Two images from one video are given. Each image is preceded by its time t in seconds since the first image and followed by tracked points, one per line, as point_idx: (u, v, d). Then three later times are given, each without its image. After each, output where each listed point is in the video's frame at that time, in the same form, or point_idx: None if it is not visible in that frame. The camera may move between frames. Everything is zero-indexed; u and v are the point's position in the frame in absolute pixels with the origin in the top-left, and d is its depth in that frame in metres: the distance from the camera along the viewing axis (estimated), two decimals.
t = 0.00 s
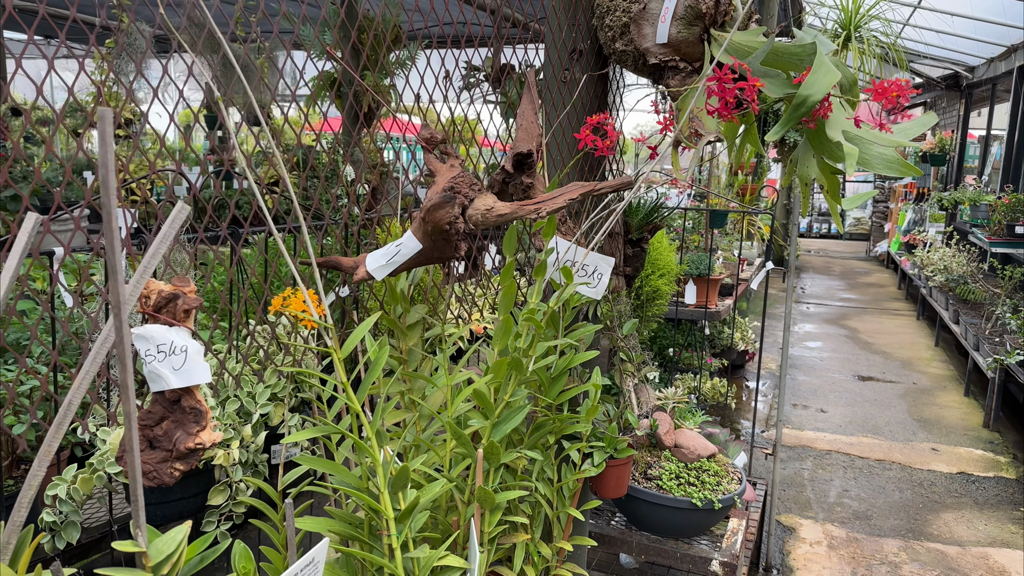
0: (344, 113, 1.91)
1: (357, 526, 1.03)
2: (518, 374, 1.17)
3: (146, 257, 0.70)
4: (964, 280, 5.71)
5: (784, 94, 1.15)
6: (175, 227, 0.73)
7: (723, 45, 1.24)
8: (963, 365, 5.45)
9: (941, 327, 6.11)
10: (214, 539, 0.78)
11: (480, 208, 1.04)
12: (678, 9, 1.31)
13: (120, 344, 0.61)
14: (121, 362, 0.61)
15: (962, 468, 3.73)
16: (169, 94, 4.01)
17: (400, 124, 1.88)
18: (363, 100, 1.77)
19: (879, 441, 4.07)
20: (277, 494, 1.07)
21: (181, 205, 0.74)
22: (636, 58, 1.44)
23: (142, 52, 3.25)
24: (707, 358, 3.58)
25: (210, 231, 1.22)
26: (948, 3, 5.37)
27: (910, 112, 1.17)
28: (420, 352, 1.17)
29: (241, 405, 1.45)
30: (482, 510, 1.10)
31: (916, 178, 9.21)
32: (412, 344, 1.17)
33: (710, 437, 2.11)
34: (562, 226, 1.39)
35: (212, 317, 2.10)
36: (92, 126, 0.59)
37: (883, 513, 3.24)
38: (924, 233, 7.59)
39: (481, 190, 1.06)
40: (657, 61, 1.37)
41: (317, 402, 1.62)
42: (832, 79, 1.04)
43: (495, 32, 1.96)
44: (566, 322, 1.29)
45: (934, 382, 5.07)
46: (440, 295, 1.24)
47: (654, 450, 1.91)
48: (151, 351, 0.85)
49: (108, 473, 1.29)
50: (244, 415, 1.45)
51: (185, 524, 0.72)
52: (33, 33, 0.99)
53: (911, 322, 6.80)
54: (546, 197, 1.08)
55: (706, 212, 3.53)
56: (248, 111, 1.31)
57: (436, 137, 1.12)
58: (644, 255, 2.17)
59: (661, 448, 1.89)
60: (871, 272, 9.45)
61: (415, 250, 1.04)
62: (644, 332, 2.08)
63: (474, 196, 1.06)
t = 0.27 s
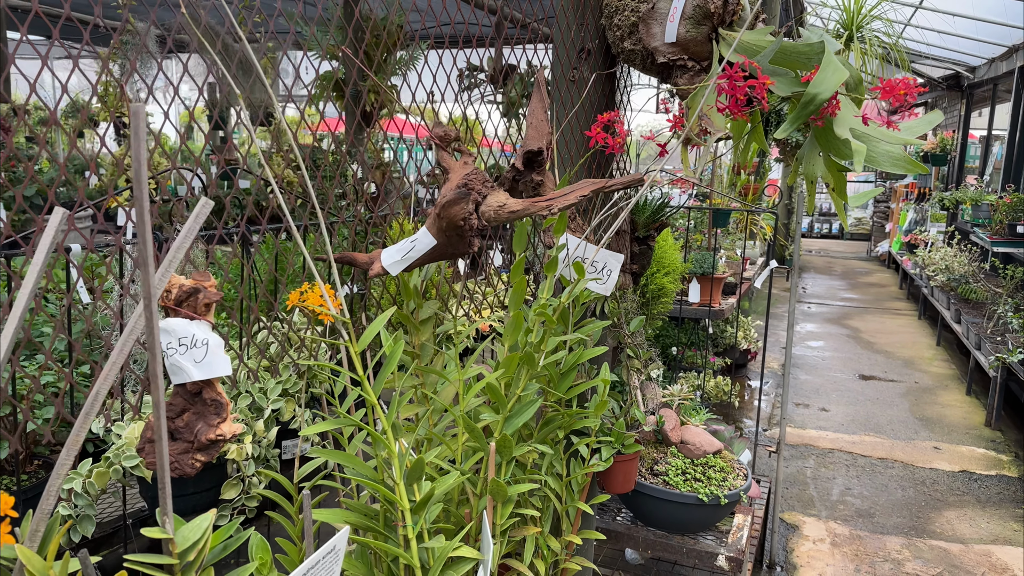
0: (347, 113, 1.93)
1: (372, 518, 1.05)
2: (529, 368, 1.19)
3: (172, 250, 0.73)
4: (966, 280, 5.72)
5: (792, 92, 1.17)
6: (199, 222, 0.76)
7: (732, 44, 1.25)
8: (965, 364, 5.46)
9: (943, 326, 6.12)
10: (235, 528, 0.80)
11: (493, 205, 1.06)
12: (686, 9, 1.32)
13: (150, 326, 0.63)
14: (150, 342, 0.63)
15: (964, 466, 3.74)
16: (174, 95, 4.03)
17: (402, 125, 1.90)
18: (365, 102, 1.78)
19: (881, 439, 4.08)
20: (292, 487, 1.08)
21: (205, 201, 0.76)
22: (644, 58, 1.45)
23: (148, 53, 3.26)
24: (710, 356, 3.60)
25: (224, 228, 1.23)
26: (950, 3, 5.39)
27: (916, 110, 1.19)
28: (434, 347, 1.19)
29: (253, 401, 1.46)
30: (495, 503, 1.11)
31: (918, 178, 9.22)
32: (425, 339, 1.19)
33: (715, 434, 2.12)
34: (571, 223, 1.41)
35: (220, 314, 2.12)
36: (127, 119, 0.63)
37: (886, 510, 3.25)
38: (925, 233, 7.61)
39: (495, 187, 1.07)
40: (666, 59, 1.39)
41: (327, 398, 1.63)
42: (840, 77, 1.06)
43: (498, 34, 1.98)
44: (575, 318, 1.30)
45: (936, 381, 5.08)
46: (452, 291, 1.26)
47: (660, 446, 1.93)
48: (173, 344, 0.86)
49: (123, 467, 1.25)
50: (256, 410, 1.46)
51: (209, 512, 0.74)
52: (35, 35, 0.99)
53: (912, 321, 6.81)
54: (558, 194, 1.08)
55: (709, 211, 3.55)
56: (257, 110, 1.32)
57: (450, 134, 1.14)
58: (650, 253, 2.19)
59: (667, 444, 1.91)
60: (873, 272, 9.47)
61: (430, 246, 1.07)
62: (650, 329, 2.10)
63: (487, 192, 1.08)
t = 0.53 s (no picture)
0: (355, 112, 1.94)
1: (387, 509, 1.06)
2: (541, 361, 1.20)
3: (192, 241, 0.74)
4: (973, 279, 5.70)
5: (802, 88, 1.17)
6: (218, 215, 0.77)
7: (743, 40, 1.26)
8: (972, 364, 5.45)
9: (950, 326, 6.11)
10: (253, 517, 0.81)
11: (505, 199, 1.07)
12: (697, 5, 1.33)
13: (172, 309, 0.64)
14: (172, 323, 0.63)
15: (972, 465, 3.73)
16: (181, 95, 4.06)
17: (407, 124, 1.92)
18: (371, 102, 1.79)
19: (888, 438, 4.07)
20: (307, 480, 1.09)
21: (225, 194, 0.77)
22: (655, 54, 1.46)
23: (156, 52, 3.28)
24: (717, 355, 3.60)
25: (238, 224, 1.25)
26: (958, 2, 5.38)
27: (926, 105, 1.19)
28: (445, 341, 1.20)
29: (266, 395, 1.45)
30: (507, 495, 1.12)
31: (924, 177, 9.20)
32: (437, 334, 1.20)
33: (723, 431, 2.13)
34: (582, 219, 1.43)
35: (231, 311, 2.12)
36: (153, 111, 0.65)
37: (893, 509, 3.25)
38: (932, 233, 7.58)
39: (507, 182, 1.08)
40: (676, 56, 1.40)
41: (338, 393, 1.64)
42: (851, 72, 1.07)
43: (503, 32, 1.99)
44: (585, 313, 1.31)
45: (943, 381, 5.07)
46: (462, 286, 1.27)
47: (668, 442, 1.94)
48: (192, 336, 0.87)
49: (139, 460, 1.26)
50: (269, 405, 1.46)
51: (230, 500, 0.75)
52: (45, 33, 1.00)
53: (919, 321, 6.79)
54: (570, 188, 1.08)
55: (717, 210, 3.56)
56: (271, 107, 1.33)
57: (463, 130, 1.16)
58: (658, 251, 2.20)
59: (676, 441, 1.92)
60: (879, 271, 9.45)
61: (443, 240, 1.08)
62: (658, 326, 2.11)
63: (500, 186, 1.09)
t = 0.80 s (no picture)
0: (365, 111, 1.96)
1: (399, 502, 1.06)
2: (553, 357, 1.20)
3: (210, 235, 0.75)
4: (986, 280, 5.66)
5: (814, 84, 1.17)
6: (235, 209, 0.78)
7: (755, 37, 1.26)
8: (984, 365, 5.41)
9: (962, 327, 6.07)
10: (269, 508, 0.82)
11: (517, 195, 1.07)
12: (709, 2, 1.34)
13: (191, 299, 0.65)
14: (191, 312, 0.64)
15: (984, 466, 3.71)
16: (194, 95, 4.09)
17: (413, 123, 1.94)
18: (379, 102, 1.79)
19: (900, 439, 4.05)
20: (320, 473, 1.10)
21: (242, 188, 0.78)
22: (666, 51, 1.47)
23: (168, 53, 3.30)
24: (727, 354, 3.59)
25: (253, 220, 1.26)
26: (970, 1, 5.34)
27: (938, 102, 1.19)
28: (457, 336, 1.21)
29: (278, 390, 1.45)
30: (518, 490, 1.13)
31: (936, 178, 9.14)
32: (449, 329, 1.21)
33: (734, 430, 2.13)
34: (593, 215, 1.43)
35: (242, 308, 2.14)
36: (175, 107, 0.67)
37: (904, 510, 3.23)
38: (944, 233, 7.54)
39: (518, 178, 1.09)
40: (688, 52, 1.40)
41: (350, 390, 1.65)
42: (864, 67, 1.07)
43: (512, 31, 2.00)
44: (597, 308, 1.31)
45: (955, 382, 5.04)
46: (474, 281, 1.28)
47: (679, 440, 1.93)
48: (209, 329, 0.89)
49: (155, 454, 1.27)
50: (282, 400, 1.47)
51: (246, 490, 0.77)
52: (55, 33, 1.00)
53: (930, 322, 6.75)
54: (581, 184, 1.08)
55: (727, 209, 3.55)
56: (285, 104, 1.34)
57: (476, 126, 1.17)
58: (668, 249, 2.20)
59: (686, 438, 1.92)
60: (890, 272, 9.39)
61: (455, 235, 1.09)
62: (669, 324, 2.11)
63: (512, 182, 1.09)
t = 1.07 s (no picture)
0: (373, 113, 1.97)
1: (405, 502, 1.07)
2: (559, 358, 1.20)
3: (219, 238, 0.76)
4: (997, 282, 5.62)
5: (820, 87, 1.18)
6: (244, 212, 0.79)
7: (761, 40, 1.27)
8: (996, 368, 5.37)
9: (973, 329, 6.03)
10: (277, 506, 0.83)
11: (523, 198, 1.08)
12: (715, 5, 1.34)
13: (200, 300, 0.66)
14: (201, 313, 0.65)
15: (995, 470, 3.68)
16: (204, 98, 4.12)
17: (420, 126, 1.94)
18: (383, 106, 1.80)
19: (909, 442, 4.03)
20: (327, 473, 1.11)
21: (251, 191, 0.79)
22: (673, 54, 1.47)
23: (179, 55, 3.33)
24: (735, 356, 3.59)
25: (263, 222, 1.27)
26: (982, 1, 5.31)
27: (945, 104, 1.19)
28: (463, 337, 1.22)
29: (287, 390, 1.46)
30: (523, 491, 1.13)
31: (948, 179, 9.07)
32: (455, 331, 1.22)
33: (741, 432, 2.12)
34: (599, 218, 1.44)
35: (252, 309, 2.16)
36: (186, 110, 0.68)
37: (913, 513, 3.21)
38: (956, 234, 7.48)
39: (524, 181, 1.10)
40: (695, 55, 1.41)
41: (358, 390, 1.66)
42: (869, 71, 1.07)
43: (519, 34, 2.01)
44: (602, 311, 1.31)
45: (966, 384, 5.01)
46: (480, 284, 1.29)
47: (685, 442, 1.93)
48: (218, 330, 0.90)
49: (164, 453, 1.28)
50: (290, 400, 1.48)
51: (254, 489, 0.77)
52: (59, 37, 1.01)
53: (942, 325, 6.71)
54: (587, 187, 1.09)
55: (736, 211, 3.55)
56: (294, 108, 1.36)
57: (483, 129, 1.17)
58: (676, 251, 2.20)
59: (693, 440, 1.92)
60: (901, 274, 9.34)
61: (462, 237, 1.10)
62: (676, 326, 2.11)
63: (518, 185, 1.10)
